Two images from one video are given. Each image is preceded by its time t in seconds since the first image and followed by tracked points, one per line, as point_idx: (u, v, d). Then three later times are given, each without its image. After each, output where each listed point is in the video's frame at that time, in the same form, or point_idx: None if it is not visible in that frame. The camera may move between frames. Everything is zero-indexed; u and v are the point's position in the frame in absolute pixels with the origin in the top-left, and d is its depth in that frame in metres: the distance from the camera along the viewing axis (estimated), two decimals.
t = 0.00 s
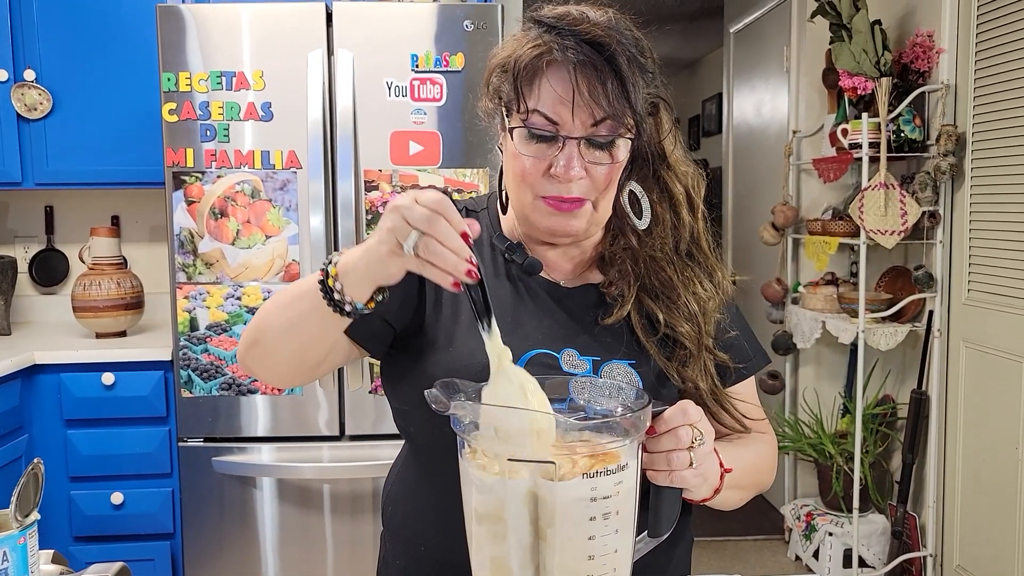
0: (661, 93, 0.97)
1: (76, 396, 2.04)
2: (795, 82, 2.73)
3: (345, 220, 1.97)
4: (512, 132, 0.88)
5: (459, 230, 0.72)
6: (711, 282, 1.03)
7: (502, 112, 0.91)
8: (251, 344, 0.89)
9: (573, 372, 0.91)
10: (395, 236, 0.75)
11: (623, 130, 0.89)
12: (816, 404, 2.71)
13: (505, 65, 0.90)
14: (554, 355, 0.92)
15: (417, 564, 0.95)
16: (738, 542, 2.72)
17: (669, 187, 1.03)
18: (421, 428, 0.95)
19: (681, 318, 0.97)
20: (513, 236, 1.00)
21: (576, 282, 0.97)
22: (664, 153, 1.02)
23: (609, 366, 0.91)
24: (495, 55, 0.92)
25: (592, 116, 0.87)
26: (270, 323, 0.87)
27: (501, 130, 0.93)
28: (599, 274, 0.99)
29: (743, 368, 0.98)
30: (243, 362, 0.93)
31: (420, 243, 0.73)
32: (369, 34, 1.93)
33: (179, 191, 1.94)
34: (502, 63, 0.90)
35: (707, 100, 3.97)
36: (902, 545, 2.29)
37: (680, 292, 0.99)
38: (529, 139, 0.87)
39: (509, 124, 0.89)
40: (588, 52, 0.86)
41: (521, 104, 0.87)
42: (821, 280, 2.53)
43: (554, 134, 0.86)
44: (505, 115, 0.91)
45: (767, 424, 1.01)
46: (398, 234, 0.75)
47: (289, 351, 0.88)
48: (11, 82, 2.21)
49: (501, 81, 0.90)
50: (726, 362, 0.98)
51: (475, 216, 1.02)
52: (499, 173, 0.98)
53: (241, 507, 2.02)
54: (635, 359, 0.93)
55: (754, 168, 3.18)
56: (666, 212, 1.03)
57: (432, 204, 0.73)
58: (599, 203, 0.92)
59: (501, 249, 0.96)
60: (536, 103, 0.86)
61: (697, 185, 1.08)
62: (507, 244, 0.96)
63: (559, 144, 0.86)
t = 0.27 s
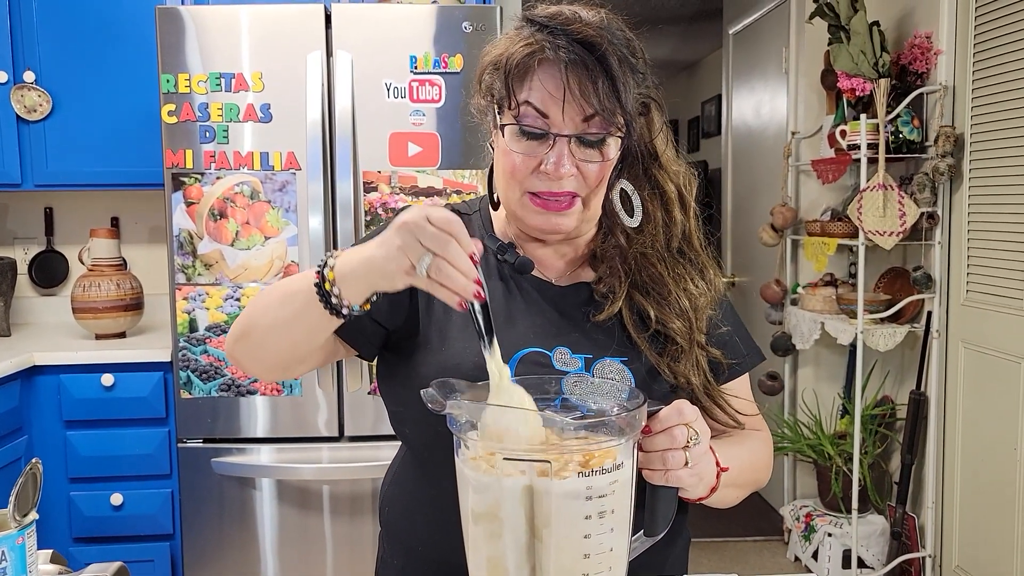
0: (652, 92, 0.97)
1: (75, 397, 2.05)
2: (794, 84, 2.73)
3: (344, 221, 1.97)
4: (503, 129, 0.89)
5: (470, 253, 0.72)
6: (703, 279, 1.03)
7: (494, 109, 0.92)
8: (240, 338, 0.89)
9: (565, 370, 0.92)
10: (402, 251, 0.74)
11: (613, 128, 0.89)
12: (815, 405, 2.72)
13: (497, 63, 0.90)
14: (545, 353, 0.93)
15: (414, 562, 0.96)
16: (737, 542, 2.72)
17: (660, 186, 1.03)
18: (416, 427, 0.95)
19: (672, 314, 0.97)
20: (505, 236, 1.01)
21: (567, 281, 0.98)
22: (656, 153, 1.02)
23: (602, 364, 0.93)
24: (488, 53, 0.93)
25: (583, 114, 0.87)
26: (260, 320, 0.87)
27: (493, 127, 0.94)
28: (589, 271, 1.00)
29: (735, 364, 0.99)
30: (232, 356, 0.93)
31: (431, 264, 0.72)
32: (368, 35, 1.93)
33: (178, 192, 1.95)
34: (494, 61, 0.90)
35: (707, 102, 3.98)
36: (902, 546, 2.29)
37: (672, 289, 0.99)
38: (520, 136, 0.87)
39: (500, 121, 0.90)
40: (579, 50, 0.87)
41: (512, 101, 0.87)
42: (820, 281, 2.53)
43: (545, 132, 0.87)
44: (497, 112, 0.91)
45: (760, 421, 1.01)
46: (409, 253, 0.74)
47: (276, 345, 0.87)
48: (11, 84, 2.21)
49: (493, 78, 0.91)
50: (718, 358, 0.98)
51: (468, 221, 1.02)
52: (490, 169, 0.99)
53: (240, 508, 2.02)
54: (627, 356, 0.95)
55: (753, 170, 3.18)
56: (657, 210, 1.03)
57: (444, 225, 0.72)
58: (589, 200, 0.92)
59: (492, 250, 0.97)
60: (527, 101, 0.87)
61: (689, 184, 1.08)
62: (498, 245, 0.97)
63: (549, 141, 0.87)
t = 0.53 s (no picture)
0: (647, 93, 0.98)
1: (76, 398, 2.05)
2: (793, 85, 2.74)
3: (344, 222, 1.97)
4: (501, 130, 0.89)
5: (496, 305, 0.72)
6: (698, 279, 1.03)
7: (491, 111, 0.92)
8: (251, 356, 0.91)
9: (563, 369, 0.94)
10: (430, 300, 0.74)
11: (610, 127, 0.90)
12: (814, 405, 2.72)
13: (494, 65, 0.91)
14: (542, 352, 0.94)
15: (412, 561, 0.96)
16: (736, 543, 2.72)
17: (656, 186, 1.04)
18: (415, 425, 0.95)
19: (668, 313, 0.98)
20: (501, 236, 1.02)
21: (564, 281, 0.99)
22: (651, 155, 1.03)
23: (598, 363, 0.94)
24: (485, 56, 0.94)
25: (580, 114, 0.88)
26: (270, 343, 0.89)
27: (490, 129, 0.94)
28: (587, 271, 1.01)
29: (731, 362, 0.99)
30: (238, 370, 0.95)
31: (459, 314, 0.72)
32: (368, 37, 1.94)
33: (179, 193, 1.95)
34: (492, 63, 0.91)
35: (707, 103, 3.99)
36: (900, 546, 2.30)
37: (668, 288, 1.00)
38: (517, 136, 0.88)
39: (498, 122, 0.90)
40: (575, 50, 0.88)
41: (510, 102, 0.88)
42: (819, 281, 2.54)
43: (543, 131, 0.87)
44: (494, 114, 0.92)
45: (756, 418, 1.01)
46: (438, 303, 0.73)
47: (290, 373, 0.90)
48: (13, 85, 2.22)
49: (490, 80, 0.92)
50: (714, 356, 0.99)
51: (466, 219, 1.03)
52: (488, 171, 0.99)
53: (240, 508, 2.03)
54: (624, 354, 0.96)
55: (752, 171, 3.19)
56: (653, 210, 1.04)
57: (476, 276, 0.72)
58: (586, 200, 0.93)
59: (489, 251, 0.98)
60: (525, 101, 0.88)
61: (684, 185, 1.08)
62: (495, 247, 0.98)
63: (546, 140, 0.87)
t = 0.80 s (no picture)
0: (641, 96, 0.99)
1: (78, 397, 2.07)
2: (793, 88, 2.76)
3: (345, 223, 1.99)
4: (498, 131, 0.91)
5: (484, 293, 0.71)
6: (690, 277, 1.05)
7: (489, 112, 0.94)
8: (261, 372, 0.92)
9: (557, 366, 0.95)
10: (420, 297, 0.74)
11: (606, 129, 0.92)
12: (813, 406, 2.74)
13: (491, 66, 0.92)
14: (537, 349, 0.95)
15: (410, 558, 0.97)
16: (736, 543, 2.73)
17: (648, 187, 1.06)
18: (413, 424, 0.96)
19: (661, 310, 1.00)
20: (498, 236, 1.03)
21: (559, 280, 1.00)
22: (644, 156, 1.05)
23: (592, 360, 0.95)
24: (482, 58, 0.95)
25: (578, 116, 0.89)
26: (274, 354, 0.90)
27: (487, 130, 0.95)
28: (581, 270, 1.02)
29: (722, 359, 1.01)
30: (249, 387, 0.96)
31: (446, 306, 0.71)
32: (369, 39, 1.96)
33: (181, 194, 1.97)
34: (489, 64, 0.92)
35: (707, 105, 4.00)
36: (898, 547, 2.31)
37: (660, 286, 1.01)
38: (515, 138, 0.89)
39: (496, 123, 0.92)
40: (573, 53, 0.89)
41: (508, 104, 0.89)
42: (818, 283, 2.55)
43: (541, 133, 0.89)
44: (492, 115, 0.93)
45: (746, 414, 1.02)
46: (426, 298, 0.73)
47: (300, 385, 0.91)
48: (17, 87, 2.24)
49: (487, 82, 0.93)
50: (706, 353, 1.00)
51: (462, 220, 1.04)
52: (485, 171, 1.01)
53: (242, 507, 2.04)
54: (617, 351, 0.97)
55: (752, 173, 3.20)
56: (645, 210, 1.06)
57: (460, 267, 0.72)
58: (582, 200, 0.94)
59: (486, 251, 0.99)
60: (523, 103, 0.89)
61: (677, 186, 1.10)
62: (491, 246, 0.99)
63: (544, 142, 0.89)
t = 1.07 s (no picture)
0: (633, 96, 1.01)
1: (81, 397, 2.08)
2: (792, 90, 2.77)
3: (346, 224, 2.00)
4: (492, 132, 0.91)
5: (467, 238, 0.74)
6: (684, 277, 1.06)
7: (483, 114, 0.95)
8: (264, 367, 0.93)
9: (554, 364, 0.95)
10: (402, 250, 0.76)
11: (599, 129, 0.92)
12: (812, 407, 2.75)
13: (484, 69, 0.93)
14: (535, 348, 0.96)
15: (411, 554, 0.98)
16: (736, 543, 2.74)
17: (642, 186, 1.07)
18: (412, 422, 0.97)
19: (656, 309, 1.01)
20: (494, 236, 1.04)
21: (556, 279, 1.02)
22: (636, 156, 1.06)
23: (590, 357, 0.96)
24: (476, 61, 0.96)
25: (570, 116, 0.90)
26: (275, 346, 0.90)
27: (482, 132, 0.96)
28: (576, 270, 1.03)
29: (716, 356, 1.03)
30: (255, 383, 0.96)
31: (430, 255, 0.74)
32: (370, 42, 1.97)
33: (184, 195, 1.98)
34: (482, 67, 0.93)
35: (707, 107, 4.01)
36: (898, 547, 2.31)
37: (655, 286, 1.03)
38: (509, 138, 0.90)
39: (490, 124, 0.93)
40: (564, 54, 0.90)
41: (501, 105, 0.90)
42: (817, 284, 2.56)
43: (533, 133, 0.90)
44: (486, 117, 0.94)
45: (739, 409, 1.03)
46: (407, 251, 0.76)
47: (302, 373, 0.91)
48: (21, 89, 2.26)
49: (481, 84, 0.94)
50: (700, 351, 1.02)
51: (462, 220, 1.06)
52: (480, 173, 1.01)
53: (244, 506, 2.05)
54: (613, 350, 0.99)
55: (751, 174, 3.21)
56: (639, 209, 1.07)
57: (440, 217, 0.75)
58: (576, 199, 0.95)
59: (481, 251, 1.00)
60: (515, 104, 0.90)
61: (671, 185, 1.11)
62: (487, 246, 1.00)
63: (537, 141, 0.90)
